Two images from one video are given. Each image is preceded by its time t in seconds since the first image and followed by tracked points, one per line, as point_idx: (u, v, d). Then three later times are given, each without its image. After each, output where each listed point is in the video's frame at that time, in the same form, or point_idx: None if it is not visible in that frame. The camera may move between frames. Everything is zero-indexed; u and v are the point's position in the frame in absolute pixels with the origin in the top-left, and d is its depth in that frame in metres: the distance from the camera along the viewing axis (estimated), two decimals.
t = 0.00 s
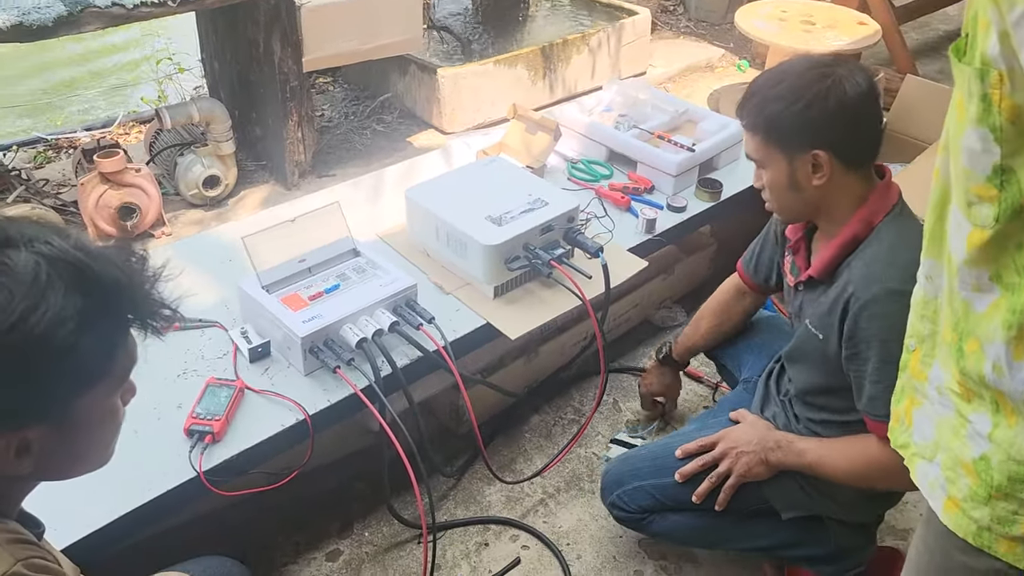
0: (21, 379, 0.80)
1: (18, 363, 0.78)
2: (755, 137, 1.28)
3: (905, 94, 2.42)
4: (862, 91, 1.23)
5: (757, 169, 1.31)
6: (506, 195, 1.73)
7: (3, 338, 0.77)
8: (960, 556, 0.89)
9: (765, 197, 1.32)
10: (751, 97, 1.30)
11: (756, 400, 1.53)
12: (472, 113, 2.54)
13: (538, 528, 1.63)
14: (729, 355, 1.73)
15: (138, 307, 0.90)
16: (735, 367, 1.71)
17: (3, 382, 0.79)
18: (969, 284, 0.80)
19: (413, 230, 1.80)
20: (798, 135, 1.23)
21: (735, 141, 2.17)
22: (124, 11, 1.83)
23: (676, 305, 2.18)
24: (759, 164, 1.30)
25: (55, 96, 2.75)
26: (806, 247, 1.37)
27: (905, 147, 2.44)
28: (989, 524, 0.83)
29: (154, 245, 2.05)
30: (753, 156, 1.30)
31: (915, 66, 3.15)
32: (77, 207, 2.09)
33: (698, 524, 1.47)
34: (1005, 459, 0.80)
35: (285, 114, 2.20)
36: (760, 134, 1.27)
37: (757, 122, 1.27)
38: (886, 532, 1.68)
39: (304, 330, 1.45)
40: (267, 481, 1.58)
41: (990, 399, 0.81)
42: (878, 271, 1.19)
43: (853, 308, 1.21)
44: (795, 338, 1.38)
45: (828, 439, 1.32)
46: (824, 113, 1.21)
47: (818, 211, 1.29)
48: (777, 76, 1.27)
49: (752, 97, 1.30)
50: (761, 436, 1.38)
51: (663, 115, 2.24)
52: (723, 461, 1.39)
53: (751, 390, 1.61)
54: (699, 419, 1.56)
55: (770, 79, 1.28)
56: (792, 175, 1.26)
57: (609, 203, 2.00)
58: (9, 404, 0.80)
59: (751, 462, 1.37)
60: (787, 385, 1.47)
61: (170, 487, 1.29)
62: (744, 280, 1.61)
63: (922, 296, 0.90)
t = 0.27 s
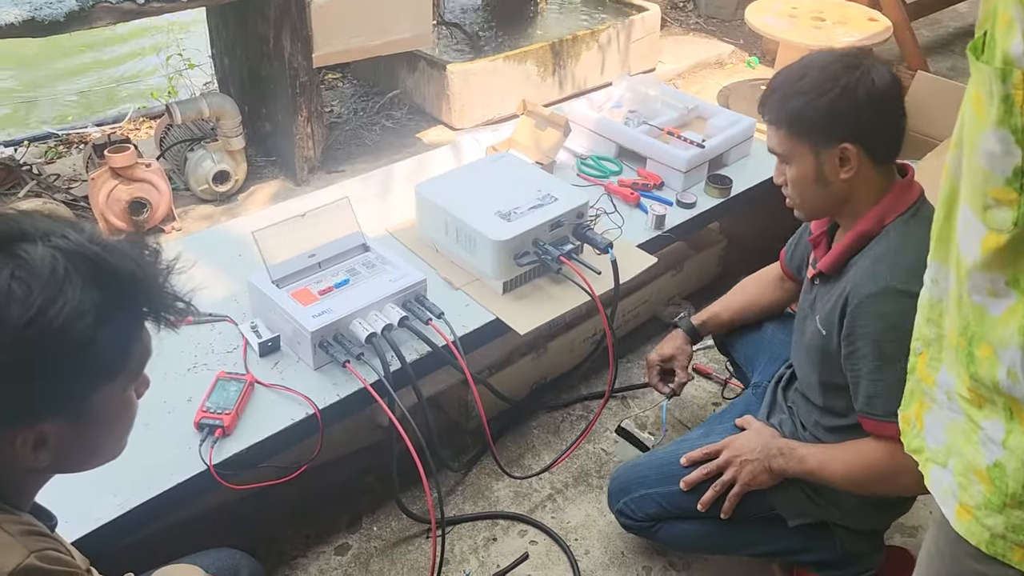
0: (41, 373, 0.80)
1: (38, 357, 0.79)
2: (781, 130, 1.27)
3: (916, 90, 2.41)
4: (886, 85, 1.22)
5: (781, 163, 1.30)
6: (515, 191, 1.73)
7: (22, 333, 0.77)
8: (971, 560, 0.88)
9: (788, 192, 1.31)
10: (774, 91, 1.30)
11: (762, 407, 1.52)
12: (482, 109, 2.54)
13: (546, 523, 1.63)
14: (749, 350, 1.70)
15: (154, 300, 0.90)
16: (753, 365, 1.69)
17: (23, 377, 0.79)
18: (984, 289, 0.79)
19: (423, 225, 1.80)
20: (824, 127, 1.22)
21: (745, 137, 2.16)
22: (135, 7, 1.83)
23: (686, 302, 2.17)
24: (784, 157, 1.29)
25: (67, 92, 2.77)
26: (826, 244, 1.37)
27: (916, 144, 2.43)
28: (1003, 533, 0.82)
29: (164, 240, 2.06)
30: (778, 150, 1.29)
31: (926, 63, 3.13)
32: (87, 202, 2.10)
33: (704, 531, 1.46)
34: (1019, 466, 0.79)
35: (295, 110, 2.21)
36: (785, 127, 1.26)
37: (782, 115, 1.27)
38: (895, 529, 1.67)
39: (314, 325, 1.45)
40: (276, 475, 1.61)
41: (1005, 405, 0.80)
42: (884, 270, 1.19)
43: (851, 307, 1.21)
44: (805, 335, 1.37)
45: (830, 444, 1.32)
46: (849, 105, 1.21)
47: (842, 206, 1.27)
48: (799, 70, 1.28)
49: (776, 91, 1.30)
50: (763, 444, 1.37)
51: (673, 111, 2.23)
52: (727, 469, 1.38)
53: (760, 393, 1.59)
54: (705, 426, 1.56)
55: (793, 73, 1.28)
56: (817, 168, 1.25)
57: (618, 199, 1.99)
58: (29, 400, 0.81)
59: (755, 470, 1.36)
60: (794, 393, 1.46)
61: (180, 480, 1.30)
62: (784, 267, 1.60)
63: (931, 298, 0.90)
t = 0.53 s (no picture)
0: (54, 371, 0.81)
1: (51, 355, 0.80)
2: (814, 126, 1.27)
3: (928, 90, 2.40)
4: (927, 85, 1.21)
5: (811, 160, 1.30)
6: (524, 190, 1.73)
7: (36, 330, 0.78)
8: (982, 565, 0.88)
9: (816, 188, 1.31)
10: (806, 89, 1.30)
11: (771, 412, 1.52)
12: (491, 108, 2.54)
13: (553, 523, 1.63)
14: (762, 350, 1.70)
15: (165, 297, 0.91)
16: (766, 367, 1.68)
17: (36, 375, 0.80)
18: (992, 296, 0.79)
19: (431, 224, 1.81)
20: (857, 125, 1.22)
21: (754, 136, 2.16)
22: (146, 6, 1.84)
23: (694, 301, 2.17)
24: (814, 153, 1.29)
25: (78, 90, 2.78)
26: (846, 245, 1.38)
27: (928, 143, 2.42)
28: (1013, 539, 0.82)
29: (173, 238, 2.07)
30: (809, 145, 1.29)
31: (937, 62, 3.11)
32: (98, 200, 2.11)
33: (708, 534, 1.46)
34: None
35: (304, 109, 2.22)
36: (818, 123, 1.26)
37: (816, 111, 1.27)
38: (904, 530, 1.67)
39: (323, 323, 1.46)
40: (285, 472, 1.61)
41: (1013, 413, 0.80)
42: (900, 271, 1.18)
43: (867, 307, 1.21)
44: (819, 336, 1.37)
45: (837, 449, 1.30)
46: (882, 104, 1.20)
47: (868, 205, 1.27)
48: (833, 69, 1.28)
49: (808, 88, 1.30)
50: (768, 448, 1.35)
51: (682, 110, 2.23)
52: (731, 473, 1.37)
53: (769, 397, 1.59)
54: (712, 428, 1.56)
55: (827, 71, 1.28)
56: (848, 165, 1.24)
57: (627, 198, 1.99)
58: (41, 398, 0.81)
59: (759, 474, 1.34)
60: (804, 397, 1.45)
61: (190, 478, 1.30)
62: (802, 269, 1.59)
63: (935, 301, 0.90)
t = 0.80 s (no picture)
0: (61, 369, 0.81)
1: (58, 354, 0.80)
2: (844, 129, 1.23)
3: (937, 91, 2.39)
4: (950, 89, 1.20)
5: (838, 163, 1.26)
6: (531, 191, 1.73)
7: (42, 329, 0.78)
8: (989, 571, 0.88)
9: (842, 193, 1.27)
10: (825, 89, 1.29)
11: (779, 412, 1.51)
12: (499, 109, 2.55)
13: (559, 523, 1.64)
14: (771, 352, 1.69)
15: (172, 295, 0.91)
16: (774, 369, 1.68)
17: (44, 374, 0.80)
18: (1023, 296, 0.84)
19: (439, 224, 1.81)
20: (890, 128, 1.19)
21: (763, 137, 2.15)
22: (157, 7, 1.85)
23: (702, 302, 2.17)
24: (844, 157, 1.25)
25: (88, 89, 2.80)
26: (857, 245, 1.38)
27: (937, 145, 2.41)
28: None
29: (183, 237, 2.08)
30: (838, 149, 1.25)
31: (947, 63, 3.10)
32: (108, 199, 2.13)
33: (714, 535, 1.46)
34: None
35: (313, 109, 2.22)
36: (849, 126, 1.23)
37: (842, 113, 1.23)
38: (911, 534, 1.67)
39: (331, 322, 1.46)
40: (292, 471, 1.62)
41: None
42: (913, 274, 1.18)
43: (878, 308, 1.21)
44: (830, 335, 1.37)
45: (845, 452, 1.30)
46: (910, 106, 1.18)
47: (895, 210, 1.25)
48: (853, 68, 1.26)
49: (826, 88, 1.28)
50: (777, 449, 1.35)
51: (691, 111, 2.22)
52: (740, 474, 1.37)
53: (777, 398, 1.59)
54: (720, 428, 1.56)
55: (846, 69, 1.27)
56: (881, 170, 1.22)
57: (635, 199, 1.99)
58: (49, 396, 0.82)
59: (768, 476, 1.34)
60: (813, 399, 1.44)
61: (198, 476, 1.31)
62: (811, 270, 1.59)
63: (961, 300, 0.95)
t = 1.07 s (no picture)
0: (67, 364, 0.81)
1: (64, 349, 0.80)
2: (863, 134, 1.20)
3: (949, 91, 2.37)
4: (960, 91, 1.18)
5: (857, 169, 1.23)
6: (539, 191, 1.73)
7: (49, 323, 0.78)
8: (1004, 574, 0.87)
9: (859, 198, 1.24)
10: (837, 89, 1.27)
11: (788, 414, 1.50)
12: (507, 108, 2.54)
13: (566, 523, 1.63)
14: (780, 353, 1.68)
15: (179, 292, 0.92)
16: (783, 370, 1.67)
17: (50, 369, 0.80)
18: None
19: (447, 223, 1.81)
20: (909, 131, 1.17)
21: (772, 137, 2.14)
22: (166, 5, 1.85)
23: (710, 303, 2.15)
24: (864, 162, 1.22)
25: (97, 86, 2.81)
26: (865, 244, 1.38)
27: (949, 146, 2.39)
28: None
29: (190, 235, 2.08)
30: (858, 154, 1.21)
31: (959, 63, 3.08)
32: (117, 197, 2.13)
33: (722, 536, 1.45)
34: None
35: (321, 107, 2.22)
36: (868, 130, 1.20)
37: (860, 117, 1.21)
38: (920, 535, 1.66)
39: (338, 321, 1.46)
40: (299, 470, 1.61)
41: None
42: (923, 275, 1.17)
43: (886, 310, 1.19)
44: (837, 336, 1.36)
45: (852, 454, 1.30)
46: (925, 108, 1.17)
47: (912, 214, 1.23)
48: (865, 69, 1.24)
49: (839, 88, 1.27)
50: (787, 451, 1.34)
51: (699, 111, 2.21)
52: (749, 476, 1.36)
53: (786, 399, 1.57)
54: (729, 429, 1.55)
55: (858, 70, 1.25)
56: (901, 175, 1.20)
57: (643, 199, 1.98)
58: (55, 391, 0.82)
59: (777, 478, 1.33)
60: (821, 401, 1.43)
61: (205, 474, 1.31)
62: (820, 270, 1.58)
63: (1011, 290, 0.93)
